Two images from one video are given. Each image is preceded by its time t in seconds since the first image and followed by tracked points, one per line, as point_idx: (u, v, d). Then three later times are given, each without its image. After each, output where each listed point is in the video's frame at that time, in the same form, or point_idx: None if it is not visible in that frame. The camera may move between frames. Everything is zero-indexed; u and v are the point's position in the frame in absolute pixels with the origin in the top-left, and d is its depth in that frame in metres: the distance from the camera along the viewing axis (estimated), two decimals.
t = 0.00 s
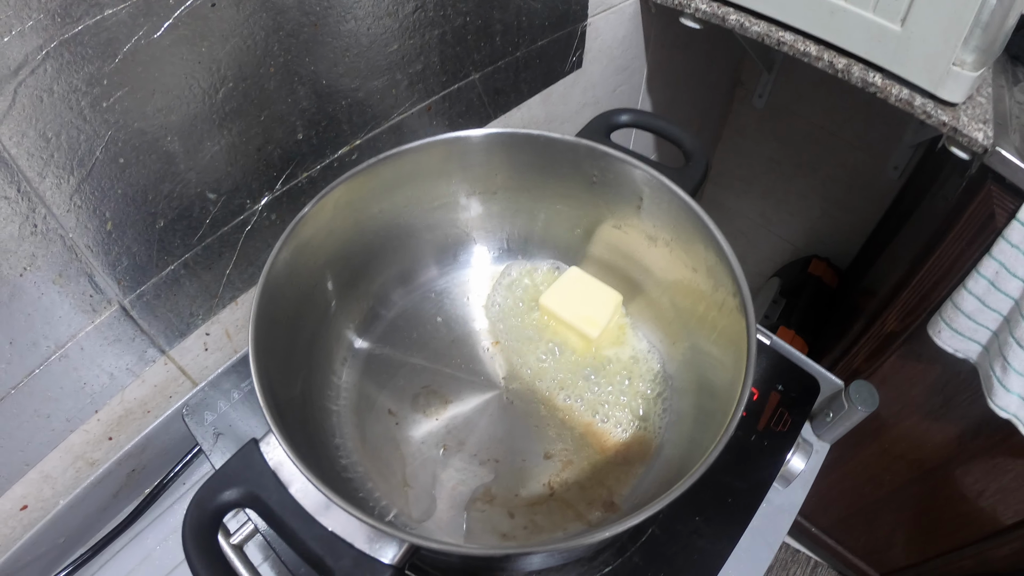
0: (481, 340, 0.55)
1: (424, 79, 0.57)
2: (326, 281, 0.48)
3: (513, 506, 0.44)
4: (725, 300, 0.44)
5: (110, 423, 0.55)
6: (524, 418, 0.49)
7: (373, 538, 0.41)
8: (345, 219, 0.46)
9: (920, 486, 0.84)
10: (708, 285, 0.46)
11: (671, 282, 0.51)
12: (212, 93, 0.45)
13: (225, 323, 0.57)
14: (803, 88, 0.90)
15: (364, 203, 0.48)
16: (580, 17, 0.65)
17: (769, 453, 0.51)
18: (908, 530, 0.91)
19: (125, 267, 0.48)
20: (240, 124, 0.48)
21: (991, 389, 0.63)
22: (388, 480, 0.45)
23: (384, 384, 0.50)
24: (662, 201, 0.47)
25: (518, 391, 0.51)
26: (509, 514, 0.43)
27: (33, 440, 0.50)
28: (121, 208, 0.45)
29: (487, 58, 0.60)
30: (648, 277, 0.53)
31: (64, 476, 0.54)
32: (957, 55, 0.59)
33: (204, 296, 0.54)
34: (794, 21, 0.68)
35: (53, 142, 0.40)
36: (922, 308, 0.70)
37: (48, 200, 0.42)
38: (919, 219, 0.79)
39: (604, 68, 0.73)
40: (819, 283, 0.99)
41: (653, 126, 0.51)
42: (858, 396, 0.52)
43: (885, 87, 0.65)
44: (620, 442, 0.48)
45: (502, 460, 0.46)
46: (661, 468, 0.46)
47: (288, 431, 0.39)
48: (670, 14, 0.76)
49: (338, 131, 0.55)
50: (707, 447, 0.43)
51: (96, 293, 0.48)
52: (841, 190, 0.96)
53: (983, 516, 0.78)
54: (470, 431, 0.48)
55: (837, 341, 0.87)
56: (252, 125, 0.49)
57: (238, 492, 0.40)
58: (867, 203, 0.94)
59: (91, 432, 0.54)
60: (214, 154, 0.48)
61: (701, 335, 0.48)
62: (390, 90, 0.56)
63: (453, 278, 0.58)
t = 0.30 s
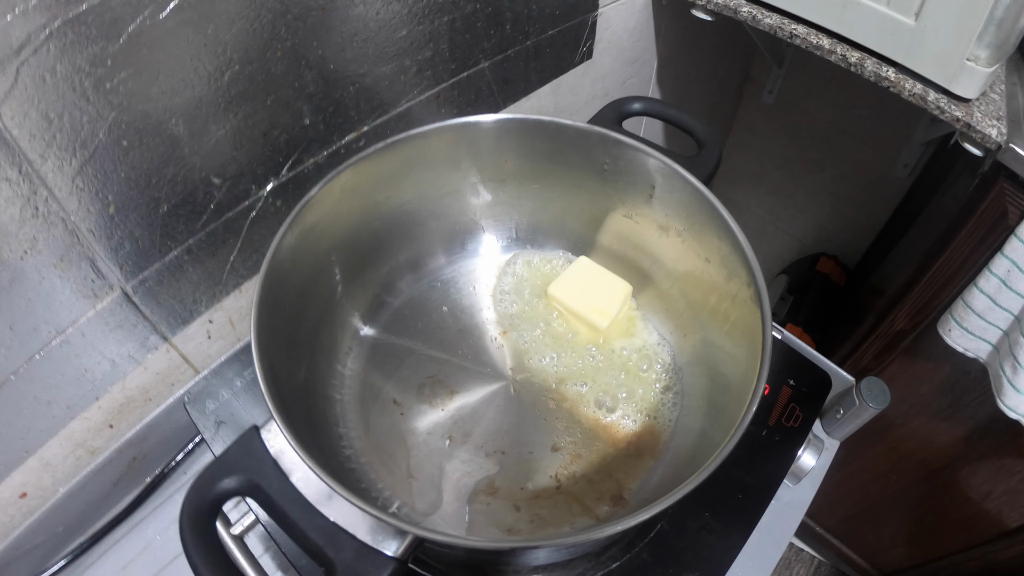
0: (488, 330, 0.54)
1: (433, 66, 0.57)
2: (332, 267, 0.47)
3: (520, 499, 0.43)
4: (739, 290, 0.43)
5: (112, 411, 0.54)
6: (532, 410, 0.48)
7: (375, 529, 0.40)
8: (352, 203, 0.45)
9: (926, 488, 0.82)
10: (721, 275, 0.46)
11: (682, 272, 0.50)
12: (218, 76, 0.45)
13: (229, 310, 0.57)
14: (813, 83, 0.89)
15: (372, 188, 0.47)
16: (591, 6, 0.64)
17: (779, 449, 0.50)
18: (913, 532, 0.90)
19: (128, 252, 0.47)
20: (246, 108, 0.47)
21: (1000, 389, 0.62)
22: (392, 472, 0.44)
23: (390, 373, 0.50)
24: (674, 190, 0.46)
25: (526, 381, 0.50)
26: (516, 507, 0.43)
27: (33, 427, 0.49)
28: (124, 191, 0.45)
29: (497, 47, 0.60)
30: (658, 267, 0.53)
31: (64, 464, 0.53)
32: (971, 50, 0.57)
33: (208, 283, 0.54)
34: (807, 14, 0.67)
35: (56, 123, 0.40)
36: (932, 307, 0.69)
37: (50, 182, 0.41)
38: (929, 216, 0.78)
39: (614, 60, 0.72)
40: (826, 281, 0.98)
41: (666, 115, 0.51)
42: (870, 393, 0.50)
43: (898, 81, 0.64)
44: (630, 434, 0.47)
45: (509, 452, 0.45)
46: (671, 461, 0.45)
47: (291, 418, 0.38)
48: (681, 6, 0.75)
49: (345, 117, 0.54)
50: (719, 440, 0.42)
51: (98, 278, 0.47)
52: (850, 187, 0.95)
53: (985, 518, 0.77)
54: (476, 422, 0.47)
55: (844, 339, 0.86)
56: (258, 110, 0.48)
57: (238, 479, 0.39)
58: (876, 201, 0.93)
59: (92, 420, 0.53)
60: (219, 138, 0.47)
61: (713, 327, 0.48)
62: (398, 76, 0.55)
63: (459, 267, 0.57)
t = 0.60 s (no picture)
0: (497, 318, 0.54)
1: (442, 54, 0.56)
2: (341, 253, 0.47)
3: (528, 488, 0.43)
4: (749, 279, 0.43)
5: (116, 399, 0.54)
6: (541, 398, 0.48)
7: (384, 516, 0.38)
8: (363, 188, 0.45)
9: (931, 485, 0.82)
10: (731, 264, 0.45)
11: (692, 262, 0.50)
12: (228, 61, 0.44)
13: (235, 298, 0.56)
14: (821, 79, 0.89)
15: (382, 174, 0.47)
16: None
17: (787, 440, 0.50)
18: (917, 529, 0.89)
19: (134, 238, 0.47)
20: (255, 93, 0.47)
21: (1007, 385, 0.61)
22: (399, 459, 0.44)
23: (397, 361, 0.49)
24: (685, 178, 0.46)
25: (535, 369, 0.50)
26: (524, 496, 0.42)
27: (37, 414, 0.49)
28: (132, 176, 0.44)
29: (506, 36, 0.59)
30: (668, 257, 0.52)
31: (68, 451, 0.53)
32: (980, 45, 0.57)
33: (214, 270, 0.53)
34: (817, 7, 0.67)
35: (64, 107, 0.39)
36: (939, 304, 0.68)
37: (57, 165, 0.41)
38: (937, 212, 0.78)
39: (623, 51, 0.72)
40: (832, 278, 0.98)
41: (676, 105, 0.51)
42: (878, 387, 0.50)
43: (907, 75, 0.64)
44: (639, 423, 0.47)
45: (517, 441, 0.45)
46: (680, 451, 0.45)
47: (298, 403, 0.38)
48: None
49: (353, 105, 0.54)
50: (729, 429, 0.42)
51: (105, 263, 0.47)
52: (856, 183, 0.95)
53: (989, 516, 0.77)
54: (483, 410, 0.47)
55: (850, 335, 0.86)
56: (267, 96, 0.48)
57: (245, 463, 0.38)
58: (882, 197, 0.93)
59: (97, 407, 0.53)
60: (227, 124, 0.47)
61: (723, 316, 0.47)
62: (407, 64, 0.55)
63: (468, 256, 0.57)
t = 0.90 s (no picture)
0: (513, 319, 0.53)
1: (459, 54, 0.56)
2: (361, 252, 0.47)
3: (547, 489, 0.43)
4: (770, 283, 0.43)
5: (128, 396, 0.53)
6: (559, 400, 0.48)
7: (410, 518, 0.40)
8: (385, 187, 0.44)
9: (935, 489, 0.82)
10: (750, 269, 0.45)
11: (710, 265, 0.50)
12: (247, 58, 0.44)
13: (249, 296, 0.56)
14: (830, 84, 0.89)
15: (402, 174, 0.47)
16: None
17: (801, 443, 0.50)
18: (920, 533, 0.89)
19: (150, 235, 0.47)
20: (274, 90, 0.47)
21: (1012, 390, 0.62)
22: (417, 460, 0.44)
23: (413, 360, 0.49)
24: (705, 182, 0.46)
25: (553, 370, 0.50)
26: (542, 497, 0.42)
27: (48, 412, 0.49)
28: (148, 173, 0.44)
29: (522, 37, 0.59)
30: (684, 260, 0.52)
31: (78, 449, 0.52)
32: (992, 52, 0.57)
33: (229, 268, 0.53)
34: (830, 12, 0.67)
35: (82, 102, 0.39)
36: (948, 307, 0.69)
37: (73, 161, 0.41)
38: (943, 218, 0.78)
39: (635, 53, 0.72)
40: (838, 282, 0.99)
41: (694, 109, 0.51)
42: (888, 391, 0.49)
43: (919, 82, 0.64)
44: (656, 425, 0.47)
45: (535, 442, 0.45)
46: (698, 454, 0.45)
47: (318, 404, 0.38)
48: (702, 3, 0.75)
49: (370, 103, 0.53)
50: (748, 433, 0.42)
51: (119, 260, 0.46)
52: (863, 187, 0.95)
53: (992, 520, 0.77)
54: (500, 410, 0.47)
55: (856, 339, 0.86)
56: (285, 93, 0.48)
57: (270, 466, 0.38)
58: (888, 202, 0.94)
59: (108, 405, 0.52)
60: (245, 121, 0.47)
61: (741, 320, 0.47)
62: (425, 64, 0.55)
63: (487, 255, 0.57)
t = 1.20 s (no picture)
0: (509, 318, 0.53)
1: (455, 49, 0.55)
2: (352, 251, 0.47)
3: (543, 490, 0.42)
4: (769, 279, 0.42)
5: (123, 396, 0.53)
6: (556, 399, 0.47)
7: (394, 522, 0.38)
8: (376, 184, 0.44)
9: (941, 488, 0.81)
10: (750, 265, 0.45)
11: (709, 261, 0.49)
12: (237, 55, 0.44)
13: (244, 296, 0.56)
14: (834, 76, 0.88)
15: (394, 170, 0.46)
16: None
17: (803, 443, 0.49)
18: (927, 532, 0.88)
19: (142, 235, 0.46)
20: (265, 88, 0.46)
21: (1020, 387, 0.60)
22: (409, 460, 0.43)
23: (408, 359, 0.49)
24: (703, 176, 0.45)
25: (549, 368, 0.49)
26: (536, 499, 0.42)
27: (43, 412, 0.48)
28: (139, 172, 0.44)
29: (519, 31, 0.58)
30: (683, 255, 0.52)
31: (75, 449, 0.52)
32: (998, 43, 0.55)
33: (223, 267, 0.52)
34: (833, 3, 0.66)
35: (70, 102, 0.39)
36: (953, 303, 0.67)
37: (63, 161, 0.40)
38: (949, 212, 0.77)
39: (636, 47, 0.71)
40: (843, 277, 0.97)
41: (692, 101, 0.50)
42: (893, 388, 0.49)
43: (923, 73, 0.62)
44: (655, 424, 0.46)
45: (528, 442, 0.45)
46: (697, 454, 0.44)
47: (307, 405, 0.38)
48: None
49: (365, 100, 0.53)
50: (748, 433, 0.41)
51: (111, 260, 0.46)
52: (869, 181, 0.94)
53: (1000, 519, 0.76)
54: (495, 410, 0.46)
55: (862, 336, 0.85)
56: (277, 90, 0.47)
57: (251, 468, 0.38)
58: (894, 196, 0.93)
59: (103, 405, 0.52)
60: (236, 119, 0.46)
61: (741, 317, 0.47)
62: (419, 59, 0.54)
63: (482, 253, 0.56)
